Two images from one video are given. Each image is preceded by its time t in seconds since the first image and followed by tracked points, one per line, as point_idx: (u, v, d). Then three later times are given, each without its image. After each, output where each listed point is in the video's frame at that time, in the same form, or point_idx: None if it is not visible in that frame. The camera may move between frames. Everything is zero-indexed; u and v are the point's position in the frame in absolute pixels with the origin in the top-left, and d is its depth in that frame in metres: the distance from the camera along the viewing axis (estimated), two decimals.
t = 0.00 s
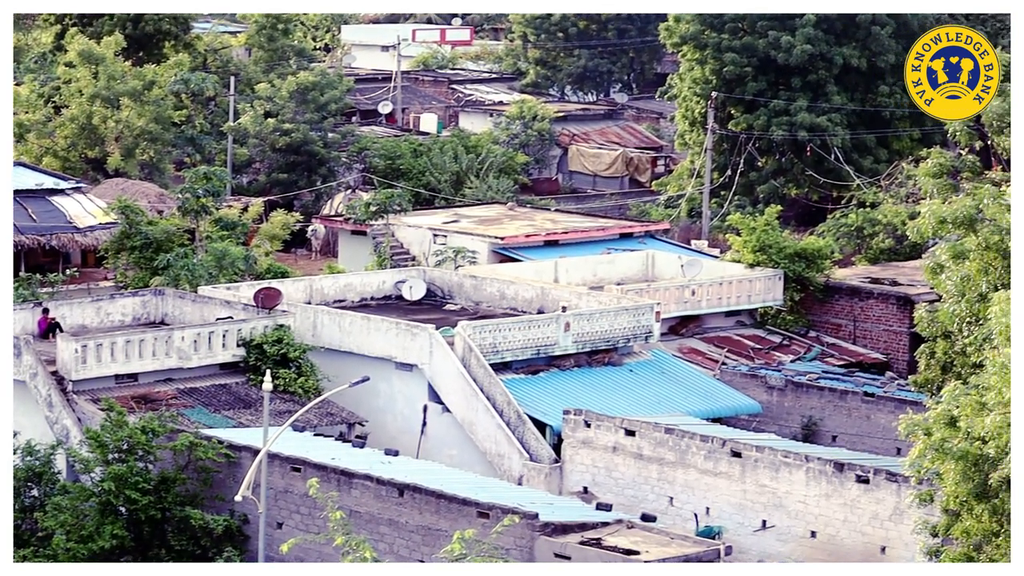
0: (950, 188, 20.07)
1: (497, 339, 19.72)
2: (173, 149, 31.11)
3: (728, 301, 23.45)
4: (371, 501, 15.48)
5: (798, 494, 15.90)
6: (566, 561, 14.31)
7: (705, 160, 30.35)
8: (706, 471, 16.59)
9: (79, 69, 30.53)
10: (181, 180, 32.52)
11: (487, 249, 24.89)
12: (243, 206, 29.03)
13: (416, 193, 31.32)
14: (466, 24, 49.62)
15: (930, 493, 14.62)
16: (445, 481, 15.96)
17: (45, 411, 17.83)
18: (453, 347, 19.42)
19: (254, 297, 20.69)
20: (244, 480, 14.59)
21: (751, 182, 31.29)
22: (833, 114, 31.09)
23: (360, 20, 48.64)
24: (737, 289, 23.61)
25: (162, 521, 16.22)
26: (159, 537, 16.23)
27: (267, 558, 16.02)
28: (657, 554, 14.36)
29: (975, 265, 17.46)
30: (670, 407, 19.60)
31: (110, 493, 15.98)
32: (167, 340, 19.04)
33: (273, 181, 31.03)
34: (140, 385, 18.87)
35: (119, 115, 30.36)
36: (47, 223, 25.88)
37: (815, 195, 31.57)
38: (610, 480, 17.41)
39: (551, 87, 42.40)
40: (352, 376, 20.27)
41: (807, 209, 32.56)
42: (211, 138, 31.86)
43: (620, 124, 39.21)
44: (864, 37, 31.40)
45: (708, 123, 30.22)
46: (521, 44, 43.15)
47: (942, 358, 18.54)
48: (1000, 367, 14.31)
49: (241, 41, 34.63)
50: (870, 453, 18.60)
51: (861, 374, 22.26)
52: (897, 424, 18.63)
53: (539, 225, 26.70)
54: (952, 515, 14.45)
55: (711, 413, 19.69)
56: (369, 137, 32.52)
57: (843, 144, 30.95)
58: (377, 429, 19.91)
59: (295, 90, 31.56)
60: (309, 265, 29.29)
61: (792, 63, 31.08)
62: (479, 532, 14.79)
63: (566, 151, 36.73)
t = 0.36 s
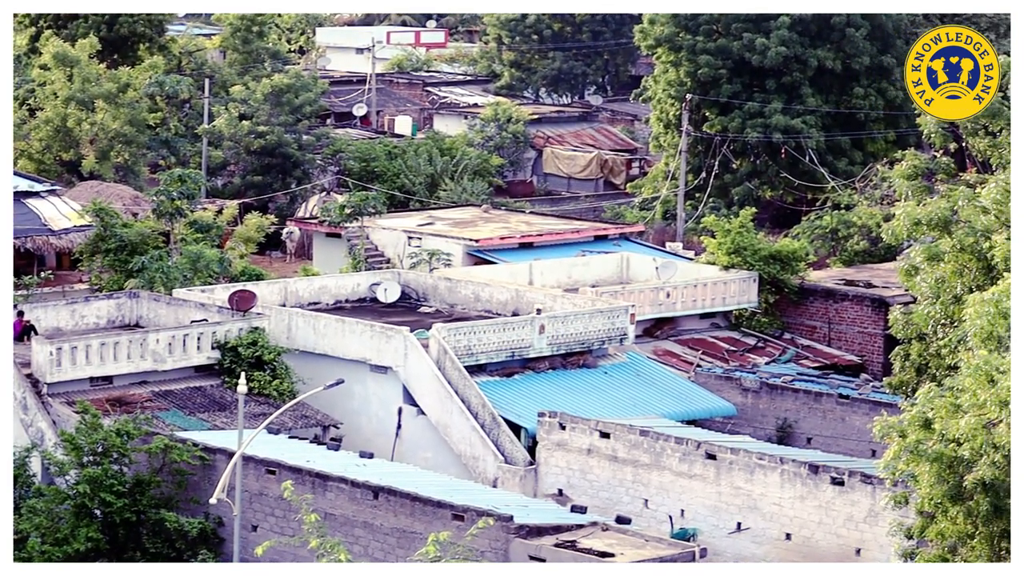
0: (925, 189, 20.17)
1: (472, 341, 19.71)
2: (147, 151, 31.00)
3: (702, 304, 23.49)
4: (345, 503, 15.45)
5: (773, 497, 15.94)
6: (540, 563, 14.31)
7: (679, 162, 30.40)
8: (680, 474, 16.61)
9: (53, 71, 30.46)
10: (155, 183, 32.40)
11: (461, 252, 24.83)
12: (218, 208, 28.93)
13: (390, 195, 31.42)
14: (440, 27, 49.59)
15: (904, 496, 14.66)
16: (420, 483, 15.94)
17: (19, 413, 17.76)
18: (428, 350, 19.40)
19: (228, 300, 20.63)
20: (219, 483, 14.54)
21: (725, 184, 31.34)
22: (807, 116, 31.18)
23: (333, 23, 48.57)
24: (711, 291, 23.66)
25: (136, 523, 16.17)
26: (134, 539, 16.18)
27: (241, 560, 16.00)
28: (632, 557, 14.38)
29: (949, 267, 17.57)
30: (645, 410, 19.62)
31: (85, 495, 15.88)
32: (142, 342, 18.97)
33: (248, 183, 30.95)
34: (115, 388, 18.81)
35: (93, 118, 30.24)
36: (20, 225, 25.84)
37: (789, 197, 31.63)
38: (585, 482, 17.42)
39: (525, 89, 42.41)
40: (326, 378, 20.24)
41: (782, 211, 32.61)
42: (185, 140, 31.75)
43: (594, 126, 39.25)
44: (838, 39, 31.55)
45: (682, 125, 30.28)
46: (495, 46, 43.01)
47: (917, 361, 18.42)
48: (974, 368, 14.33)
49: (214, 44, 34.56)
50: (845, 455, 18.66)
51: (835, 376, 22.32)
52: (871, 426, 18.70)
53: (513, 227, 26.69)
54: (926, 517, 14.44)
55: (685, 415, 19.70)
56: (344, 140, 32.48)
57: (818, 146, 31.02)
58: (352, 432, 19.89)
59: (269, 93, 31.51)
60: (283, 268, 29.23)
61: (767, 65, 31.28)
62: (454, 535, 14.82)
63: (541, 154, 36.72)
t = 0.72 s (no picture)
0: (906, 191, 20.22)
1: (454, 343, 19.69)
2: (129, 154, 30.95)
3: (684, 305, 23.52)
4: (327, 505, 15.45)
5: (755, 498, 15.97)
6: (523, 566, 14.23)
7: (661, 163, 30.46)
8: (663, 476, 16.63)
9: (35, 74, 30.40)
10: (136, 185, 32.36)
11: (443, 254, 24.80)
12: (199, 211, 28.89)
13: (372, 198, 31.36)
14: (421, 29, 49.60)
15: (887, 497, 14.65)
16: (402, 485, 15.94)
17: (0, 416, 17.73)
18: (410, 351, 19.38)
19: (211, 301, 20.60)
20: (201, 484, 14.52)
21: (707, 186, 31.41)
22: (789, 118, 31.23)
23: (314, 25, 48.56)
24: (693, 293, 23.68)
25: (119, 525, 16.14)
26: (116, 542, 16.14)
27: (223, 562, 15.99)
28: (615, 558, 14.40)
29: (932, 269, 17.64)
30: (627, 412, 19.64)
31: (67, 497, 15.82)
32: (124, 345, 18.93)
33: (230, 186, 30.90)
34: (96, 391, 18.78)
35: (75, 120, 30.19)
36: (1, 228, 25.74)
37: (771, 199, 31.69)
38: (567, 484, 17.43)
39: (507, 91, 42.42)
40: (308, 381, 20.23)
41: (763, 213, 32.71)
42: (167, 143, 31.72)
43: (575, 128, 39.28)
44: (819, 40, 31.64)
45: (663, 126, 30.35)
46: (477, 49, 43.01)
47: (898, 362, 18.49)
48: (956, 370, 14.28)
49: (196, 46, 34.52)
50: (827, 456, 18.69)
51: (817, 377, 22.37)
52: (854, 428, 18.75)
53: (495, 229, 26.70)
54: (910, 519, 14.32)
55: (667, 417, 19.70)
56: (325, 142, 32.46)
57: (800, 147, 31.05)
58: (334, 433, 19.89)
59: (251, 95, 31.49)
60: (265, 270, 29.19)
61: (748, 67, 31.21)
62: (436, 536, 14.78)
63: (523, 155, 36.66)
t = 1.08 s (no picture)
0: (888, 193, 20.29)
1: (435, 345, 19.69)
2: (111, 156, 30.88)
3: (666, 308, 23.55)
4: (309, 507, 15.44)
5: (737, 500, 15.99)
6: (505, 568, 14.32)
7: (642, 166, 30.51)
8: (644, 478, 16.65)
9: (17, 75, 30.10)
10: (118, 187, 32.28)
11: (425, 256, 24.86)
12: (181, 212, 28.84)
13: (355, 199, 31.34)
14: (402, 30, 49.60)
15: (868, 499, 14.74)
16: (384, 487, 15.94)
17: None
18: (392, 354, 19.37)
19: (192, 304, 20.57)
20: (184, 486, 14.50)
21: (689, 188, 31.48)
22: (771, 119, 31.27)
23: (296, 27, 48.52)
24: (675, 295, 23.71)
25: (101, 528, 16.09)
26: (98, 545, 16.12)
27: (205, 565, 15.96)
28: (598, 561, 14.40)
29: (913, 271, 17.66)
30: (609, 414, 19.67)
31: (49, 500, 15.77)
32: (106, 347, 18.88)
33: (212, 188, 30.86)
34: (79, 393, 18.73)
35: (57, 123, 30.14)
36: None
37: (752, 200, 31.73)
38: (549, 486, 17.44)
39: (488, 93, 42.51)
40: (290, 383, 20.21)
41: (745, 215, 32.76)
42: (149, 145, 31.65)
43: (557, 130, 39.29)
44: (801, 42, 31.70)
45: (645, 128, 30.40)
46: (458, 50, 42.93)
47: (880, 364, 18.55)
48: (938, 372, 14.25)
49: (178, 48, 34.47)
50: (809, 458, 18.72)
51: (799, 379, 22.44)
52: (836, 429, 18.78)
53: (477, 231, 26.70)
54: (892, 520, 14.19)
55: (649, 419, 19.73)
56: (307, 144, 32.45)
57: (781, 149, 31.07)
58: (316, 436, 19.87)
59: (232, 97, 31.46)
60: (247, 272, 29.16)
61: (730, 69, 31.31)
62: (419, 538, 14.79)
63: (504, 158, 36.70)
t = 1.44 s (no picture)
0: (863, 196, 20.35)
1: (411, 349, 19.70)
2: (86, 159, 30.78)
3: (642, 310, 23.60)
4: (285, 510, 15.43)
5: (713, 503, 16.03)
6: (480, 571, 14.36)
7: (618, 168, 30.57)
8: (620, 480, 16.68)
9: None
10: (93, 190, 32.19)
11: (400, 259, 24.91)
12: (156, 216, 28.78)
13: (330, 203, 31.06)
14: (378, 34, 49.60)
15: (845, 502, 14.82)
16: (360, 490, 15.93)
17: None
18: (367, 357, 19.36)
19: (168, 307, 20.51)
20: (159, 490, 14.48)
21: (664, 190, 31.56)
22: (746, 122, 31.34)
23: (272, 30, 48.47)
24: (650, 298, 23.75)
25: (77, 531, 16.03)
26: (74, 548, 16.07)
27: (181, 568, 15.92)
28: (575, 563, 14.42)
29: (889, 273, 17.72)
30: (585, 417, 19.69)
31: (24, 503, 15.76)
32: (81, 350, 18.85)
33: (187, 191, 30.82)
34: (54, 397, 18.69)
35: (32, 126, 30.05)
36: None
37: (727, 203, 31.87)
38: (524, 489, 17.45)
39: (464, 96, 42.34)
40: (266, 386, 20.18)
41: (720, 217, 32.84)
42: (125, 148, 31.56)
43: (532, 132, 39.30)
44: (777, 45, 31.71)
45: (621, 131, 30.46)
46: (433, 53, 42.97)
47: (857, 366, 18.60)
48: (913, 374, 14.24)
49: (153, 51, 34.39)
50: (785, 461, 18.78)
51: (775, 382, 22.49)
52: (811, 432, 18.83)
53: (452, 234, 26.70)
54: (868, 522, 14.29)
55: (624, 422, 19.76)
56: (283, 147, 32.43)
57: (757, 151, 31.18)
58: (291, 439, 19.84)
59: (207, 100, 31.38)
60: (222, 275, 29.13)
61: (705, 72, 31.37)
62: (394, 541, 14.78)
63: (479, 161, 36.76)
